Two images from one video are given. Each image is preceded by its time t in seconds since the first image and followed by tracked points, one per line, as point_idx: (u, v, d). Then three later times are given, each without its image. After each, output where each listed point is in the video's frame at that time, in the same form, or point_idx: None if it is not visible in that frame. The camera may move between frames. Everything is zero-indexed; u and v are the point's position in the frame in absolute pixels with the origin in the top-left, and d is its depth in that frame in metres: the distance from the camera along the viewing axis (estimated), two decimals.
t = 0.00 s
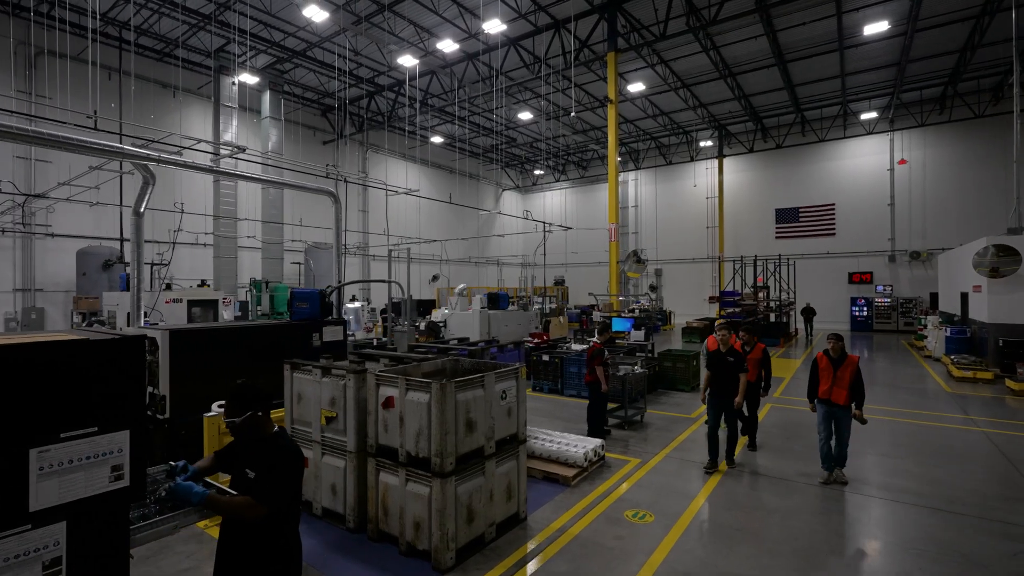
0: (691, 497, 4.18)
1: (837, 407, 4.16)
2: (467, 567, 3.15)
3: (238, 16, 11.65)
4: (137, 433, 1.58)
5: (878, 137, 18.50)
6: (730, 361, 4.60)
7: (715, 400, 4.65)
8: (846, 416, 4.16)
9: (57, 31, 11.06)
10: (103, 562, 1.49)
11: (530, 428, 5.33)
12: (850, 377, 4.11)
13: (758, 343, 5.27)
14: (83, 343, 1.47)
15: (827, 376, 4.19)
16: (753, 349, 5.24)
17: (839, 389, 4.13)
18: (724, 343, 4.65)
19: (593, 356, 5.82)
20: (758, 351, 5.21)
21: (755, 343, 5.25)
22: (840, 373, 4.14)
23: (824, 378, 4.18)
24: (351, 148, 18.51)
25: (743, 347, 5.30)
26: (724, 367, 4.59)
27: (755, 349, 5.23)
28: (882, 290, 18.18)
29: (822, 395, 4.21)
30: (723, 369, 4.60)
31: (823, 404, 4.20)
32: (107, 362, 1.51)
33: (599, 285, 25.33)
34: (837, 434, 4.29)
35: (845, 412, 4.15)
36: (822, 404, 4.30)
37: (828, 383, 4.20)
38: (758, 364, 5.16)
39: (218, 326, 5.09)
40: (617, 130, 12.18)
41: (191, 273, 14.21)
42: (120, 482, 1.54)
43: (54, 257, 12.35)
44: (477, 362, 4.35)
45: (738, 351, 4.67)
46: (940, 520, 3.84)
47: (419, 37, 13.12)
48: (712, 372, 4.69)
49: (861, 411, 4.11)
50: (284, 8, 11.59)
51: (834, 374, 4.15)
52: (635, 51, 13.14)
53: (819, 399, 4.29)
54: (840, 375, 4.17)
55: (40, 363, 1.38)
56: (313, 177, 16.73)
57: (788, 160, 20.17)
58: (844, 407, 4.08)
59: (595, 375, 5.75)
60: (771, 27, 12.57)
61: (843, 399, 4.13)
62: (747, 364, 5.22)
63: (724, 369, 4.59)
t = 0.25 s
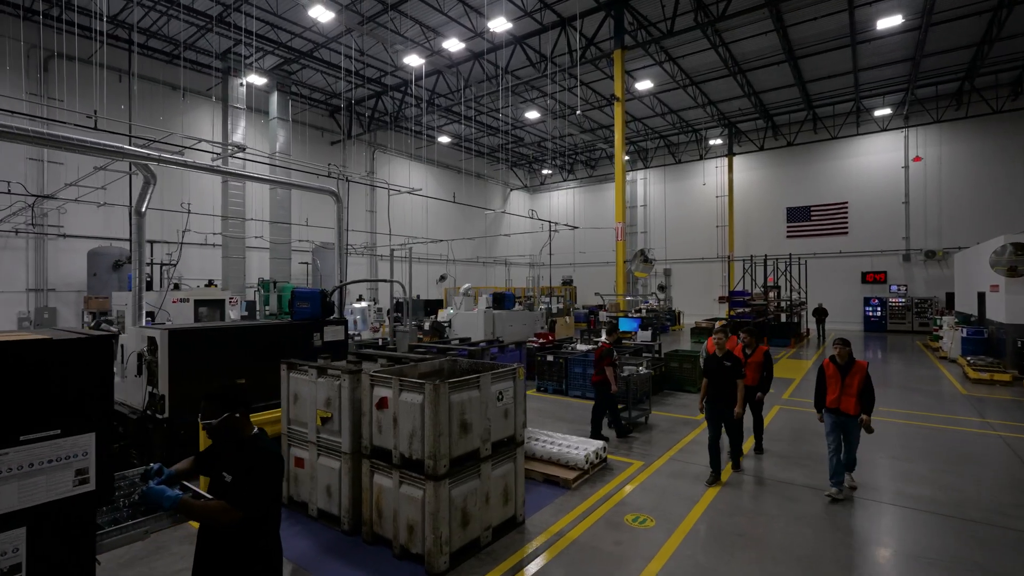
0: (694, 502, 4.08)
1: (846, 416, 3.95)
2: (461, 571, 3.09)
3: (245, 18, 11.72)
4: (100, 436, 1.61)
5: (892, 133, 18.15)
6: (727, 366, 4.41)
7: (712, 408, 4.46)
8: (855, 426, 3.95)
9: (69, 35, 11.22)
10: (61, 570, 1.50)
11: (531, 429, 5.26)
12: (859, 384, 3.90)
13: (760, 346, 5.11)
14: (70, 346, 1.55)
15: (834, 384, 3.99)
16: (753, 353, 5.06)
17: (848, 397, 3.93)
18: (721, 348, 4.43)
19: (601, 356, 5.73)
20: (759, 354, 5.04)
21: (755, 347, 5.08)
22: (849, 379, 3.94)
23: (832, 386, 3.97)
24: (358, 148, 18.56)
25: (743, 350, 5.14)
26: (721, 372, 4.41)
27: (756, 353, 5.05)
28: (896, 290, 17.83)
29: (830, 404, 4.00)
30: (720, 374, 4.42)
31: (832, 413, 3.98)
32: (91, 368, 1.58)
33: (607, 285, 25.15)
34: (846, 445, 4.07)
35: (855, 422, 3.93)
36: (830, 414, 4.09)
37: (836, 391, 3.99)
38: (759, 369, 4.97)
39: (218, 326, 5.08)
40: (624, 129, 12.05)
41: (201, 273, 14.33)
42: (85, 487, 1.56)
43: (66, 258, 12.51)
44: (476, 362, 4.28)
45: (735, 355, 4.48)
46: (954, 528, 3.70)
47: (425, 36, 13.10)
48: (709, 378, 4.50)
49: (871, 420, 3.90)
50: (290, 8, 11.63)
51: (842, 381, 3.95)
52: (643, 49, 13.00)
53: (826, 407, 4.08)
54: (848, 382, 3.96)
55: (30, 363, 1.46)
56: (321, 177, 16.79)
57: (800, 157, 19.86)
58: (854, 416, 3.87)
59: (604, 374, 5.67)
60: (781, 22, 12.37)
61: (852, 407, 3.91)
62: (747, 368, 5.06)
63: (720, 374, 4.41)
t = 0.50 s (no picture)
0: (694, 506, 3.98)
1: (848, 420, 3.78)
2: None
3: (249, 18, 11.75)
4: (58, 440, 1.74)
5: (903, 131, 17.87)
6: (723, 367, 4.20)
7: (707, 412, 4.21)
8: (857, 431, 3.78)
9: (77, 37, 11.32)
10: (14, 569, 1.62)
11: (530, 430, 5.19)
12: (863, 387, 3.73)
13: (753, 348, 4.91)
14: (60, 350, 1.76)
15: (835, 386, 3.83)
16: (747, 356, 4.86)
17: (849, 401, 3.75)
18: (716, 350, 4.29)
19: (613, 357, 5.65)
20: (752, 357, 4.83)
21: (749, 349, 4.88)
22: (851, 382, 3.77)
23: (832, 389, 3.82)
24: (364, 148, 18.58)
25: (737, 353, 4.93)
26: (717, 374, 4.18)
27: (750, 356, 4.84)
28: (907, 290, 17.53)
29: (831, 408, 3.83)
30: (715, 376, 4.20)
31: (833, 418, 3.81)
32: (71, 377, 1.77)
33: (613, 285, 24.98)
34: (849, 451, 3.90)
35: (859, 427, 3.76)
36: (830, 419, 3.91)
37: (837, 394, 3.82)
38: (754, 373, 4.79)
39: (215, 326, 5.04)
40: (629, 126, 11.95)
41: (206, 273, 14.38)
42: (39, 492, 1.68)
43: (73, 258, 12.60)
44: (472, 362, 4.21)
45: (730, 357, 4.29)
46: (965, 536, 3.57)
47: (428, 35, 13.07)
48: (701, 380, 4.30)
49: (875, 425, 3.72)
50: (293, 8, 11.63)
51: (843, 383, 3.79)
52: (648, 46, 12.88)
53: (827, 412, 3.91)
54: (851, 385, 3.80)
55: (30, 362, 1.67)
56: (326, 177, 16.82)
57: (809, 155, 19.60)
58: (857, 420, 3.70)
59: (615, 375, 5.59)
60: (789, 18, 12.20)
61: (854, 412, 3.74)
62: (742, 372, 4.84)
63: (717, 376, 4.18)
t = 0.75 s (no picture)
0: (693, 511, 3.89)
1: (849, 429, 3.55)
2: None
3: (253, 18, 11.77)
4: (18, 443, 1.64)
5: (913, 128, 17.58)
6: (718, 373, 3.91)
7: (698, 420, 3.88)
8: (860, 441, 3.54)
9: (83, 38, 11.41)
10: None
11: (528, 432, 5.11)
12: (866, 395, 3.50)
13: (749, 348, 4.58)
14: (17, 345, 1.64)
15: (836, 393, 3.59)
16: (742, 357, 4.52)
17: (851, 408, 3.52)
18: (710, 354, 4.03)
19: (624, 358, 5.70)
20: (748, 359, 4.49)
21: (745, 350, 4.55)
22: (854, 389, 3.53)
23: (832, 396, 3.59)
24: (368, 148, 18.60)
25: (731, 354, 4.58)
26: (709, 380, 3.87)
27: (745, 357, 4.51)
28: (918, 290, 17.25)
29: (832, 415, 3.61)
30: (708, 382, 3.88)
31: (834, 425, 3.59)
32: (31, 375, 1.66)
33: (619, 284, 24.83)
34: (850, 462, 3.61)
35: (861, 436, 3.53)
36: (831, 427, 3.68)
37: (837, 402, 3.60)
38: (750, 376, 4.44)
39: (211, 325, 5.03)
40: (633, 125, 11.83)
41: (211, 273, 14.44)
42: None
43: (80, 258, 12.69)
44: (467, 363, 4.15)
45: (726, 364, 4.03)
46: (974, 544, 3.46)
47: (432, 35, 13.04)
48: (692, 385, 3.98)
49: (877, 434, 3.51)
50: (297, 8, 11.63)
51: (845, 390, 3.55)
52: (653, 43, 12.75)
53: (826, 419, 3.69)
54: (853, 392, 3.56)
55: None
56: (331, 177, 16.85)
57: (818, 154, 19.34)
58: (858, 429, 3.48)
59: (626, 374, 5.63)
60: (797, 14, 12.03)
61: (856, 420, 3.51)
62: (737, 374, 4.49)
63: (709, 381, 3.85)
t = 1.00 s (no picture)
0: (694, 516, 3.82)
1: (856, 442, 3.30)
2: None
3: (258, 20, 11.82)
4: None
5: (926, 126, 17.27)
6: (712, 379, 3.81)
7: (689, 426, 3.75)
8: (867, 457, 3.28)
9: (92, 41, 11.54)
10: None
11: (527, 434, 5.05)
12: (875, 405, 3.25)
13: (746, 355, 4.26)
14: None
15: (842, 403, 3.34)
16: (739, 364, 4.19)
17: (858, 420, 3.27)
18: (705, 359, 3.89)
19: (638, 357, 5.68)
20: (746, 367, 4.18)
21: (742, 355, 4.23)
22: (861, 399, 3.30)
23: (838, 406, 3.34)
24: (374, 149, 18.64)
25: (728, 361, 4.25)
26: (702, 385, 3.76)
27: (743, 364, 4.19)
28: (931, 290, 16.93)
29: (837, 427, 3.36)
30: (701, 386, 3.77)
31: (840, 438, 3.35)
32: None
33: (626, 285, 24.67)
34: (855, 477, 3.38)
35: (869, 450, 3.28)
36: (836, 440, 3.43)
37: (843, 413, 3.35)
38: (748, 384, 4.16)
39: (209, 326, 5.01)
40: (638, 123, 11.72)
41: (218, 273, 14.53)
42: None
43: (89, 259, 12.83)
44: (463, 365, 4.09)
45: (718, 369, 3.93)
46: (986, 556, 3.33)
47: (436, 34, 13.02)
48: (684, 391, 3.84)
49: (885, 447, 3.27)
50: (301, 9, 11.65)
51: (852, 400, 3.31)
52: (659, 41, 12.63)
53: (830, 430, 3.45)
54: (859, 403, 3.32)
55: None
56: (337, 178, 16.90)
57: (828, 152, 19.07)
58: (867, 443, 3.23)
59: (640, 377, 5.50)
60: (805, 10, 11.85)
61: (864, 433, 3.26)
62: (734, 383, 4.17)
63: (702, 387, 3.76)
